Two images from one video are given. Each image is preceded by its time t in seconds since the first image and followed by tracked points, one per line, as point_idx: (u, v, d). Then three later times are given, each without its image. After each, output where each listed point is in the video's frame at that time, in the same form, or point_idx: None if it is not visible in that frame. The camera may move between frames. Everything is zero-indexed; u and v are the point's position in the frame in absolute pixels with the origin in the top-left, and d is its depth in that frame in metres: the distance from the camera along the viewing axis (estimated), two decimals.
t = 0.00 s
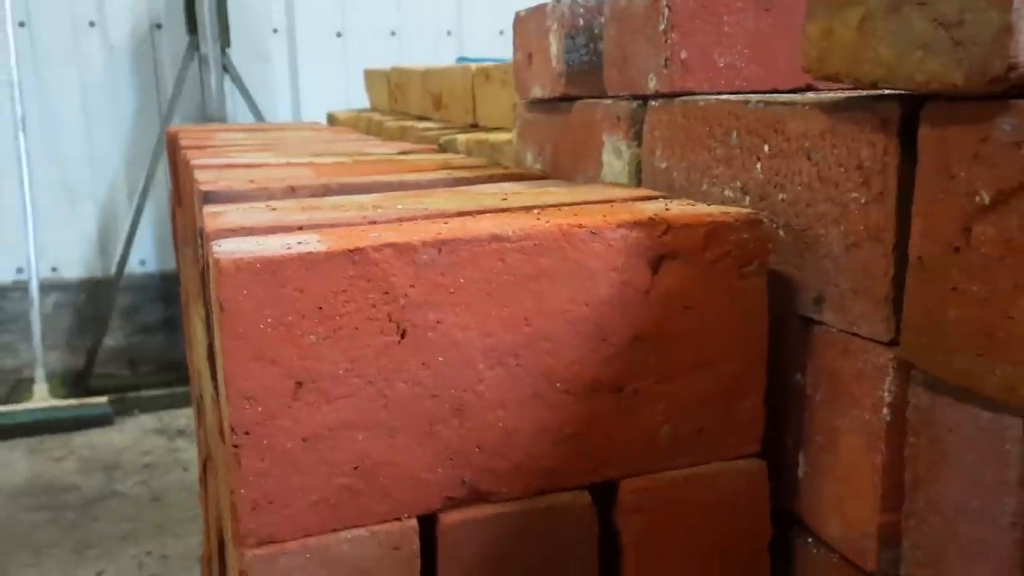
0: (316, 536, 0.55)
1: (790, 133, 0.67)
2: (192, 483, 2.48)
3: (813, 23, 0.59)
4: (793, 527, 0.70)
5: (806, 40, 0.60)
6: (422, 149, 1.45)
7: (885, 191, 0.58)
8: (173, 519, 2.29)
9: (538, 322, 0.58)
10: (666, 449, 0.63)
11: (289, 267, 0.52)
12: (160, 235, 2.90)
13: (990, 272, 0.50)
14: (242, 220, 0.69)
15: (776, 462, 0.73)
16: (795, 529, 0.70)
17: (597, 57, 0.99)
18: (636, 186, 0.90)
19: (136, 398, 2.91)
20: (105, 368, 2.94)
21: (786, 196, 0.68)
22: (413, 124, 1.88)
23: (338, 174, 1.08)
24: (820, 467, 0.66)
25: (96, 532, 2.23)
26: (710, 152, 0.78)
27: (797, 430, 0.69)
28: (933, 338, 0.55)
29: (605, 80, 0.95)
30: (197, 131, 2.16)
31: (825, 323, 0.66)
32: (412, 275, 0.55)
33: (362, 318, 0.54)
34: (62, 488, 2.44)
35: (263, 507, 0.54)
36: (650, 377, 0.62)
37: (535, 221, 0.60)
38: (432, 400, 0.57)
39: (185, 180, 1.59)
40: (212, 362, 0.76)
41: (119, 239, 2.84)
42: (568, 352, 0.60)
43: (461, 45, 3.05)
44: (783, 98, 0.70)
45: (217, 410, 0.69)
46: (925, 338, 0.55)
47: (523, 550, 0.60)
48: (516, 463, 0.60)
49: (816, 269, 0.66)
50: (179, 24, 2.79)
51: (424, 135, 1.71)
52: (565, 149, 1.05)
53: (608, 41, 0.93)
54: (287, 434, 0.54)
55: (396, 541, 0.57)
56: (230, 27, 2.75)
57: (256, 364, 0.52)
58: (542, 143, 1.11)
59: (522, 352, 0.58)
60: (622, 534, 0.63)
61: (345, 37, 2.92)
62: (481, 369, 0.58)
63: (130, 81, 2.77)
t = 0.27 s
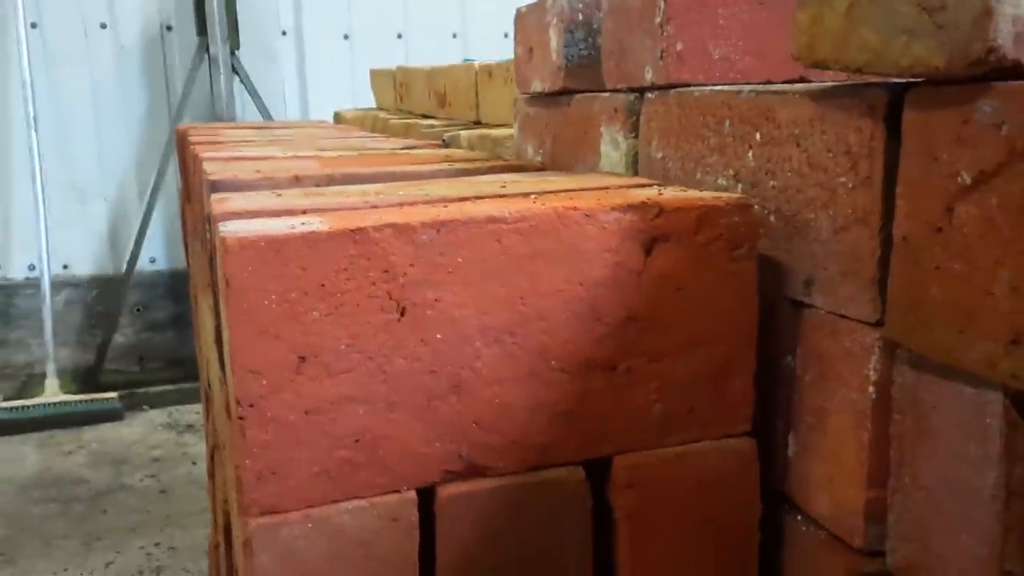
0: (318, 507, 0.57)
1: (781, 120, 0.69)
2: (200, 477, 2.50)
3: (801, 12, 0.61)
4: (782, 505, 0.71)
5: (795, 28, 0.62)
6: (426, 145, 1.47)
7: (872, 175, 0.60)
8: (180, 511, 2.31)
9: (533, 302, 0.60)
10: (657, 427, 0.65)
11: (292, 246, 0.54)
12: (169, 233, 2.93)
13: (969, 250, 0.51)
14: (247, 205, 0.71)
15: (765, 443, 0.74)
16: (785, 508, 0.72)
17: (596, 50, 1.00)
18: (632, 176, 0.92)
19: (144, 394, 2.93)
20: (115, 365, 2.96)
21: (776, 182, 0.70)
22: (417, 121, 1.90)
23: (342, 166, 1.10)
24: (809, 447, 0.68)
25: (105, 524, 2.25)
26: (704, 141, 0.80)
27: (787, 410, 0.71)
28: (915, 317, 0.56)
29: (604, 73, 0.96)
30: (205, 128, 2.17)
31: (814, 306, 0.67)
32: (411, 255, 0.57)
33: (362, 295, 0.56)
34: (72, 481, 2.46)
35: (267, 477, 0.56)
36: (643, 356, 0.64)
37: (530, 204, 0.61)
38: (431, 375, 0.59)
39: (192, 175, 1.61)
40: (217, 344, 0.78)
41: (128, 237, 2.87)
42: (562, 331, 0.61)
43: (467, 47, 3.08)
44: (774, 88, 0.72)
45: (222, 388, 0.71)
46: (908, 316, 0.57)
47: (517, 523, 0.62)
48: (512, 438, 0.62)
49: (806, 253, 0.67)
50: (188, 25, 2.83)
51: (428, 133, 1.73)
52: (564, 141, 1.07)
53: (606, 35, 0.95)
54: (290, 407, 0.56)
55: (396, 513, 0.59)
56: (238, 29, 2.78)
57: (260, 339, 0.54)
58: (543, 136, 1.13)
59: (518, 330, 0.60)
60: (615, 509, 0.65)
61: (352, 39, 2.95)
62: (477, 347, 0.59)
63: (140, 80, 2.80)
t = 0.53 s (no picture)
0: (313, 487, 0.59)
1: (771, 114, 0.70)
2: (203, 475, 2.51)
3: (787, 6, 0.62)
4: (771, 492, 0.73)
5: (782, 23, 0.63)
6: (427, 141, 1.48)
7: (857, 166, 0.61)
8: (183, 510, 2.31)
9: (525, 288, 0.62)
10: (646, 413, 0.66)
11: (288, 231, 0.55)
12: (173, 233, 2.94)
13: (948, 238, 0.52)
14: (247, 194, 0.72)
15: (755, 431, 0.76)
16: (773, 495, 0.73)
17: (594, 46, 1.02)
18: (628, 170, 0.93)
19: (147, 393, 2.93)
20: (118, 363, 2.98)
21: (766, 175, 0.71)
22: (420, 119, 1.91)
23: (342, 160, 1.11)
24: (797, 434, 0.69)
25: (108, 522, 2.26)
26: (698, 135, 0.81)
27: (776, 399, 0.72)
28: (896, 304, 0.57)
29: (601, 69, 0.98)
30: (209, 127, 2.19)
31: (802, 295, 0.69)
32: (405, 241, 0.58)
33: (357, 280, 0.57)
34: (75, 478, 2.48)
35: (263, 457, 0.57)
36: (632, 343, 0.65)
37: (523, 193, 0.63)
38: (424, 359, 0.60)
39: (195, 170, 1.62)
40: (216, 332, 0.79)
41: (131, 236, 2.88)
42: (553, 317, 0.63)
43: (472, 47, 3.09)
44: (765, 82, 0.73)
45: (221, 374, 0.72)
46: (890, 303, 0.58)
47: (508, 506, 0.64)
48: (504, 422, 0.63)
49: (794, 243, 0.69)
50: (193, 25, 2.84)
51: (429, 129, 1.75)
52: (562, 136, 1.08)
53: (604, 31, 0.96)
54: (286, 389, 0.57)
55: (389, 493, 0.60)
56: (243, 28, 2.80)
57: (257, 321, 0.56)
58: (541, 132, 1.14)
59: (510, 316, 0.62)
60: (604, 493, 0.66)
61: (356, 39, 2.96)
62: (470, 332, 0.61)
63: (145, 79, 2.82)
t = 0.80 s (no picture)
0: (308, 460, 0.61)
1: (755, 103, 0.72)
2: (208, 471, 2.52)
3: None
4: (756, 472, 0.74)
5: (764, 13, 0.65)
6: (428, 137, 1.51)
7: (836, 152, 0.63)
8: (187, 505, 2.33)
9: (514, 270, 0.64)
10: (632, 393, 0.68)
11: (284, 211, 0.58)
12: (180, 231, 2.97)
13: (920, 219, 0.54)
14: (246, 179, 0.74)
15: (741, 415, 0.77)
16: (758, 476, 0.74)
17: (589, 41, 1.04)
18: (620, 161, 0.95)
19: (153, 390, 2.96)
20: (125, 361, 3.01)
21: (752, 162, 0.73)
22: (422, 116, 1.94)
23: (343, 153, 1.14)
24: (780, 414, 0.71)
25: (113, 516, 2.28)
26: (687, 126, 0.83)
27: (760, 382, 0.74)
28: (871, 285, 0.59)
29: (596, 63, 1.00)
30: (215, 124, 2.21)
31: (785, 279, 0.71)
32: (397, 222, 0.60)
33: (350, 260, 0.60)
34: (81, 474, 2.49)
35: (260, 430, 0.59)
36: (619, 324, 0.67)
37: (513, 177, 0.65)
38: (415, 337, 0.62)
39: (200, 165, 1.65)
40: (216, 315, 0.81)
41: (138, 235, 2.91)
42: (541, 298, 0.65)
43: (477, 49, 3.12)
44: (751, 72, 0.75)
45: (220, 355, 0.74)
46: (866, 283, 0.60)
47: (498, 481, 0.66)
48: (493, 399, 0.65)
49: (778, 229, 0.71)
50: (201, 25, 2.87)
51: (431, 126, 1.77)
52: (558, 130, 1.10)
53: (598, 25, 0.98)
54: (281, 363, 0.59)
55: (381, 467, 0.62)
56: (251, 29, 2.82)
57: (253, 298, 0.58)
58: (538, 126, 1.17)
59: (499, 296, 0.64)
60: (591, 469, 0.68)
61: (363, 40, 2.99)
62: (460, 311, 0.63)
63: (153, 79, 2.85)
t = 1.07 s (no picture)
0: (310, 421, 0.63)
1: (747, 82, 0.74)
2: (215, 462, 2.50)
3: None
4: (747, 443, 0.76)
5: None
6: (432, 126, 1.53)
7: (823, 127, 0.65)
8: (194, 495, 2.31)
9: (510, 240, 0.66)
10: (626, 361, 0.70)
11: (288, 180, 0.60)
12: (187, 226, 2.99)
13: (901, 188, 0.56)
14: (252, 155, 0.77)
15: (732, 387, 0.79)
16: (749, 446, 0.76)
17: (588, 27, 1.06)
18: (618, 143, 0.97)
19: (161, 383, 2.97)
20: (132, 354, 3.02)
21: (743, 140, 0.75)
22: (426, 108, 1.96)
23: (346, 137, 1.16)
24: (769, 385, 0.73)
25: (120, 505, 2.26)
26: (682, 107, 0.85)
27: (751, 355, 0.76)
28: (855, 254, 0.61)
29: (594, 49, 1.02)
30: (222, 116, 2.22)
31: (774, 253, 0.73)
32: (397, 192, 0.62)
33: (352, 228, 0.62)
34: (88, 464, 2.48)
35: (264, 391, 0.62)
36: (612, 295, 0.69)
37: (510, 151, 0.67)
38: (414, 304, 0.64)
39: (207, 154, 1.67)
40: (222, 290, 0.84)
41: (146, 229, 2.94)
42: (536, 268, 0.67)
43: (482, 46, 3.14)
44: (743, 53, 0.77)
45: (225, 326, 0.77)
46: (850, 252, 0.62)
47: (493, 445, 0.68)
48: (489, 365, 0.67)
49: (768, 204, 0.73)
50: (208, 22, 2.90)
51: (435, 117, 1.79)
52: (558, 115, 1.12)
53: (596, 11, 1.00)
54: (285, 327, 0.61)
55: (381, 429, 0.64)
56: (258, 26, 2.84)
57: (258, 264, 0.60)
58: (539, 112, 1.19)
59: (496, 266, 0.66)
60: (585, 435, 0.70)
61: (369, 37, 3.01)
62: (458, 279, 0.65)
63: (161, 75, 2.87)
